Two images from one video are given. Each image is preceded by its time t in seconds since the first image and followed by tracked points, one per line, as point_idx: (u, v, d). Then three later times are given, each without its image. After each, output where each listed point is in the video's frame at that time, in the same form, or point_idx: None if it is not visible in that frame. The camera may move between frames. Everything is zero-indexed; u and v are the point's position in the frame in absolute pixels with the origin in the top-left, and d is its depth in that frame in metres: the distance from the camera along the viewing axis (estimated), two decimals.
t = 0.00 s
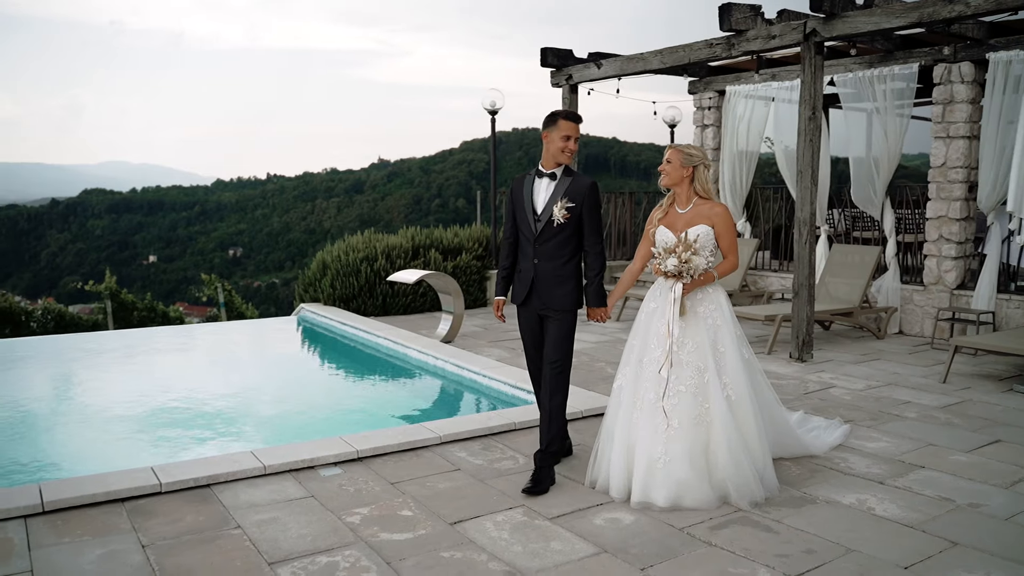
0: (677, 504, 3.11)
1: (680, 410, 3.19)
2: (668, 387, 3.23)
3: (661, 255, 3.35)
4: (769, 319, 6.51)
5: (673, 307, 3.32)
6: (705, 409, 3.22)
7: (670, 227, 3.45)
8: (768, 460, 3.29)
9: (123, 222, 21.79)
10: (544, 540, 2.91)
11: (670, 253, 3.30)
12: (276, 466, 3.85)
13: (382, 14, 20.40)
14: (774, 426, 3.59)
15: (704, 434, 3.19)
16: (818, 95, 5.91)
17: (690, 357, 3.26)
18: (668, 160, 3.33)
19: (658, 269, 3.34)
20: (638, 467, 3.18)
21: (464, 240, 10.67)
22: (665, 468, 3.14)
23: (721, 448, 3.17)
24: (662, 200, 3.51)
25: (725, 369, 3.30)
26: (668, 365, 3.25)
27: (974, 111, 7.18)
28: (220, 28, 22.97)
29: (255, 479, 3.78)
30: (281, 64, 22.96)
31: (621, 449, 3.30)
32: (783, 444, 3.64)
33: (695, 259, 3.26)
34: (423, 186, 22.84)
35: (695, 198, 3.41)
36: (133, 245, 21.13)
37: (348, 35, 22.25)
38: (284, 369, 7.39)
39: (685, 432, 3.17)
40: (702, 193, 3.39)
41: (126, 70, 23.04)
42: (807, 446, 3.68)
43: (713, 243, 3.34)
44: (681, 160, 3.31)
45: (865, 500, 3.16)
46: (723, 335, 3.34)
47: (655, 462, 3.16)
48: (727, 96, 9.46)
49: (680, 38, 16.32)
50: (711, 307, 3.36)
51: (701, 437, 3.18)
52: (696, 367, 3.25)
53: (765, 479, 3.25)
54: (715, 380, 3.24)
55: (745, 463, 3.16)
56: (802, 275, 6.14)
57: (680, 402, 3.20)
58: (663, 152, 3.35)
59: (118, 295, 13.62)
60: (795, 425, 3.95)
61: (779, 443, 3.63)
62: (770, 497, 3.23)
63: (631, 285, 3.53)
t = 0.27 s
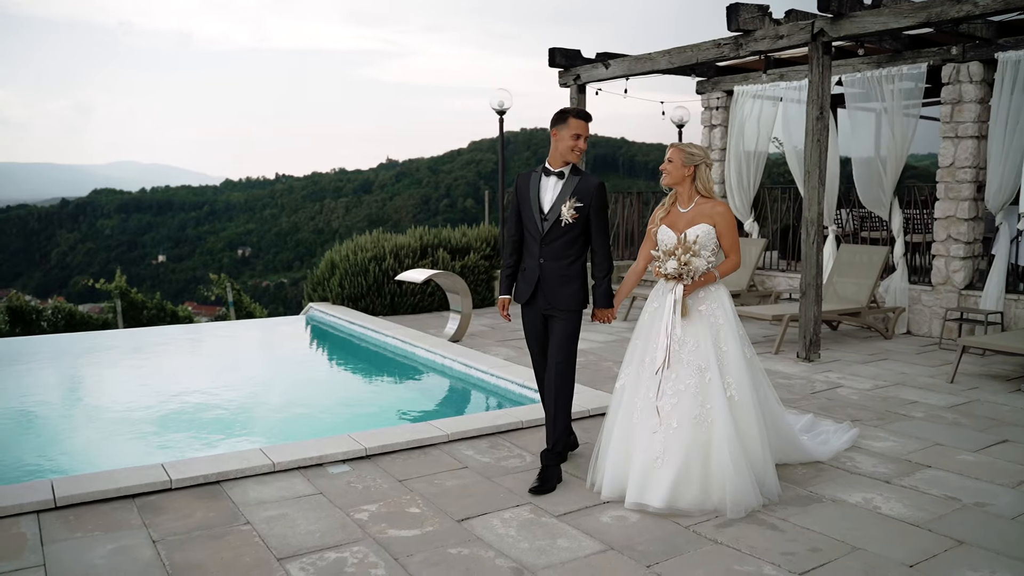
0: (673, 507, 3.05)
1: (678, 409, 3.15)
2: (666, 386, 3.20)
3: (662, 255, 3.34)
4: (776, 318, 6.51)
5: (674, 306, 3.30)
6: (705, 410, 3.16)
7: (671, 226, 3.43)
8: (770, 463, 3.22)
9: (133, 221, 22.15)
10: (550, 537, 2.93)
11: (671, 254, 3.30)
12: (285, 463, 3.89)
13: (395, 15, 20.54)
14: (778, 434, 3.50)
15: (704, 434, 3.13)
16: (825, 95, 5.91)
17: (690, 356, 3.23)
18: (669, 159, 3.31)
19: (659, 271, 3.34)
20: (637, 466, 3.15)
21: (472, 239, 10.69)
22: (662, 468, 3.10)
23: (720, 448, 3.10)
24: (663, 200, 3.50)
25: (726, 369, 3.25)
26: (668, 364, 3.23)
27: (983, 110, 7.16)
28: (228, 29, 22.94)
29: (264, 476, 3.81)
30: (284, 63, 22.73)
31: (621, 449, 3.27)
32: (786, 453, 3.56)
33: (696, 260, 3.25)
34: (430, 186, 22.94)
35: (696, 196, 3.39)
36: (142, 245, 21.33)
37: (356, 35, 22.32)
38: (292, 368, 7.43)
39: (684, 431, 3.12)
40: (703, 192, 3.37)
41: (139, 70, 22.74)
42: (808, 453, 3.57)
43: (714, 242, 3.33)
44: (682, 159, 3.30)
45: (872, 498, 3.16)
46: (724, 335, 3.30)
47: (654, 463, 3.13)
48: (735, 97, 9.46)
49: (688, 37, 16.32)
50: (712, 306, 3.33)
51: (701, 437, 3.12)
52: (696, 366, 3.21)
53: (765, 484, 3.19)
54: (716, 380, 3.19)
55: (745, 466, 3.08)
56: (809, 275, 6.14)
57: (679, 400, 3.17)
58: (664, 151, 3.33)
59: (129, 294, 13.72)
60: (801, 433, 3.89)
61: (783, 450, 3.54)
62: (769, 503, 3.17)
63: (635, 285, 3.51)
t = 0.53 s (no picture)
0: (673, 505, 3.03)
1: (679, 407, 3.14)
2: (667, 385, 3.20)
3: (666, 256, 3.36)
4: (783, 318, 6.51)
5: (677, 305, 3.29)
6: (707, 409, 3.12)
7: (674, 226, 3.44)
8: (775, 465, 3.17)
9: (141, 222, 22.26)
10: (557, 534, 2.95)
11: (674, 255, 3.31)
12: (293, 461, 3.92)
13: (402, 15, 20.57)
14: (785, 437, 3.45)
15: (705, 433, 3.09)
16: (833, 95, 5.91)
17: (691, 356, 3.22)
18: (672, 159, 3.30)
19: (662, 272, 3.35)
20: (637, 466, 3.15)
21: (480, 239, 10.71)
22: (661, 467, 3.09)
23: (722, 448, 3.05)
24: (667, 200, 3.50)
25: (730, 369, 3.22)
26: (670, 362, 3.23)
27: (991, 110, 7.14)
28: (236, 31, 23.06)
29: (272, 473, 3.85)
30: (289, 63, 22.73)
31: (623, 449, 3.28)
32: (792, 456, 3.49)
33: (698, 260, 3.26)
34: (438, 185, 22.57)
35: (699, 196, 3.39)
36: (150, 245, 21.37)
37: (362, 36, 22.45)
38: (300, 367, 7.48)
39: (684, 430, 3.11)
40: (706, 192, 3.37)
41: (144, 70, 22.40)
42: (809, 459, 3.50)
43: (717, 242, 3.33)
44: (686, 159, 3.29)
45: (877, 497, 3.17)
46: (728, 335, 3.28)
47: (653, 462, 3.11)
48: (742, 96, 9.45)
49: (696, 37, 16.30)
50: (716, 306, 3.31)
51: (701, 437, 3.09)
52: (698, 366, 3.19)
53: (769, 487, 3.14)
54: (718, 380, 3.15)
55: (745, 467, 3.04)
56: (817, 274, 6.14)
57: (679, 399, 3.15)
58: (667, 151, 3.32)
59: (137, 293, 13.78)
60: (808, 436, 3.86)
61: (790, 453, 3.48)
62: (773, 506, 3.13)
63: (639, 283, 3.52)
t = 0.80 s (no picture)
0: (674, 504, 3.02)
1: (681, 407, 3.15)
2: (670, 384, 3.21)
3: (669, 256, 3.37)
4: (789, 318, 6.51)
5: (680, 305, 3.30)
6: (710, 410, 3.12)
7: (676, 227, 3.46)
8: (777, 466, 3.17)
9: (149, 222, 22.24)
10: (564, 531, 2.98)
11: (677, 256, 3.33)
12: (302, 458, 3.95)
13: (408, 15, 20.65)
14: (790, 436, 3.45)
15: (707, 432, 3.09)
16: (838, 95, 5.92)
17: (694, 356, 3.23)
18: (676, 159, 3.31)
19: (665, 272, 3.37)
20: (639, 464, 3.15)
21: (486, 239, 10.78)
22: (663, 466, 3.09)
23: (724, 447, 3.06)
24: (670, 200, 3.51)
25: (733, 370, 3.23)
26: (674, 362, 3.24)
27: (997, 110, 7.14)
28: (243, 31, 23.09)
29: (281, 470, 3.89)
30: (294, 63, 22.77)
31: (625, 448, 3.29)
32: (796, 457, 3.49)
33: (702, 261, 3.28)
34: (444, 186, 23.25)
35: (703, 196, 3.40)
36: (157, 245, 21.40)
37: (368, 36, 22.44)
38: (307, 366, 7.52)
39: (687, 430, 3.11)
40: (709, 192, 3.38)
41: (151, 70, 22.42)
42: (811, 460, 3.49)
43: (721, 242, 3.35)
44: (690, 159, 3.30)
45: (882, 495, 3.18)
46: (731, 335, 3.29)
47: (655, 461, 3.11)
48: (748, 97, 9.46)
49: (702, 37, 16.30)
50: (719, 306, 3.32)
51: (703, 437, 3.09)
52: (701, 365, 3.20)
53: (770, 487, 3.15)
54: (721, 379, 3.16)
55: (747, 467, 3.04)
56: (822, 274, 6.15)
57: (681, 399, 3.16)
58: (670, 151, 3.34)
59: (146, 293, 13.85)
60: (814, 437, 3.86)
61: (794, 453, 3.48)
62: (777, 507, 3.14)
63: (643, 283, 3.53)
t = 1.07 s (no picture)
0: (675, 507, 3.04)
1: (682, 409, 3.16)
2: (671, 386, 3.23)
3: (672, 258, 3.39)
4: (795, 318, 6.52)
5: (682, 307, 3.32)
6: (710, 413, 3.14)
7: (677, 228, 3.47)
8: (779, 467, 3.19)
9: (156, 222, 22.17)
10: (569, 527, 3.01)
11: (680, 257, 3.35)
12: (309, 455, 3.99)
13: (411, 15, 20.70)
14: (793, 435, 3.46)
15: (708, 434, 3.11)
16: (844, 95, 5.91)
17: (695, 358, 3.25)
18: (678, 159, 3.35)
19: (667, 274, 3.39)
20: (640, 466, 3.17)
21: (492, 239, 10.86)
22: (664, 468, 3.11)
23: (726, 450, 3.08)
24: (672, 200, 3.53)
25: (734, 371, 3.24)
26: (675, 365, 3.25)
27: (1002, 111, 7.14)
28: (249, 31, 23.17)
29: (289, 467, 3.92)
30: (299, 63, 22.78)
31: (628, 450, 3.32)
32: (800, 455, 3.51)
33: (704, 263, 3.29)
34: (450, 187, 23.40)
35: (704, 197, 3.42)
36: (164, 245, 21.53)
37: (374, 36, 22.39)
38: (314, 365, 7.57)
39: (687, 433, 3.13)
40: (711, 192, 3.40)
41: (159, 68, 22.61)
42: (814, 458, 3.51)
43: (723, 243, 3.37)
44: (691, 159, 3.33)
45: (886, 493, 3.21)
46: (732, 336, 3.29)
47: (656, 463, 3.14)
48: (754, 97, 9.50)
49: (708, 37, 16.31)
50: (720, 307, 3.33)
51: (704, 438, 3.11)
52: (702, 368, 3.22)
53: (772, 487, 3.16)
54: (721, 382, 3.18)
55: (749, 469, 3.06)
56: (828, 273, 6.16)
57: (682, 401, 3.18)
58: (673, 151, 3.37)
59: (153, 292, 13.90)
60: (819, 436, 3.87)
61: (796, 451, 3.50)
62: (780, 506, 3.15)
63: (646, 283, 3.54)
